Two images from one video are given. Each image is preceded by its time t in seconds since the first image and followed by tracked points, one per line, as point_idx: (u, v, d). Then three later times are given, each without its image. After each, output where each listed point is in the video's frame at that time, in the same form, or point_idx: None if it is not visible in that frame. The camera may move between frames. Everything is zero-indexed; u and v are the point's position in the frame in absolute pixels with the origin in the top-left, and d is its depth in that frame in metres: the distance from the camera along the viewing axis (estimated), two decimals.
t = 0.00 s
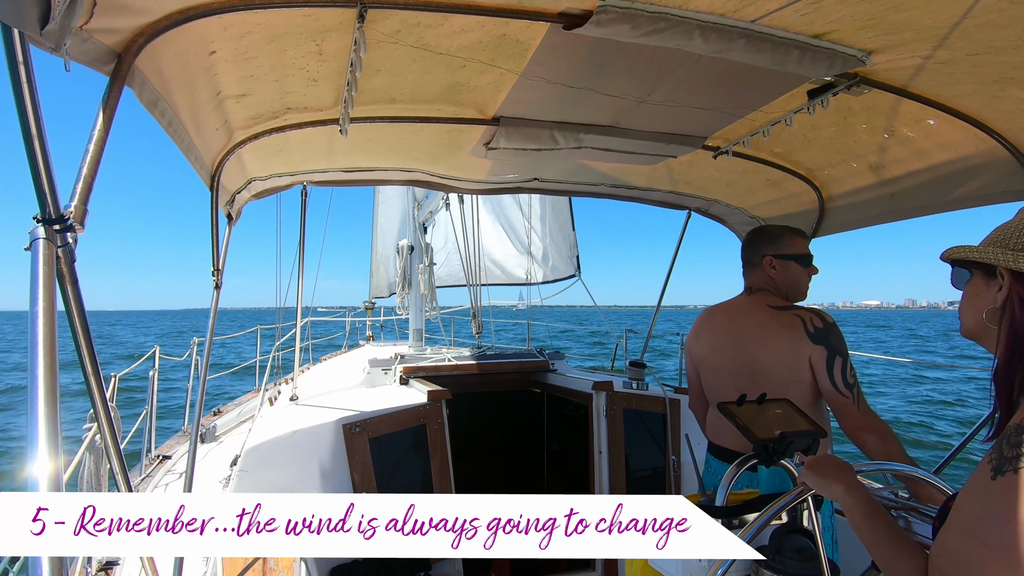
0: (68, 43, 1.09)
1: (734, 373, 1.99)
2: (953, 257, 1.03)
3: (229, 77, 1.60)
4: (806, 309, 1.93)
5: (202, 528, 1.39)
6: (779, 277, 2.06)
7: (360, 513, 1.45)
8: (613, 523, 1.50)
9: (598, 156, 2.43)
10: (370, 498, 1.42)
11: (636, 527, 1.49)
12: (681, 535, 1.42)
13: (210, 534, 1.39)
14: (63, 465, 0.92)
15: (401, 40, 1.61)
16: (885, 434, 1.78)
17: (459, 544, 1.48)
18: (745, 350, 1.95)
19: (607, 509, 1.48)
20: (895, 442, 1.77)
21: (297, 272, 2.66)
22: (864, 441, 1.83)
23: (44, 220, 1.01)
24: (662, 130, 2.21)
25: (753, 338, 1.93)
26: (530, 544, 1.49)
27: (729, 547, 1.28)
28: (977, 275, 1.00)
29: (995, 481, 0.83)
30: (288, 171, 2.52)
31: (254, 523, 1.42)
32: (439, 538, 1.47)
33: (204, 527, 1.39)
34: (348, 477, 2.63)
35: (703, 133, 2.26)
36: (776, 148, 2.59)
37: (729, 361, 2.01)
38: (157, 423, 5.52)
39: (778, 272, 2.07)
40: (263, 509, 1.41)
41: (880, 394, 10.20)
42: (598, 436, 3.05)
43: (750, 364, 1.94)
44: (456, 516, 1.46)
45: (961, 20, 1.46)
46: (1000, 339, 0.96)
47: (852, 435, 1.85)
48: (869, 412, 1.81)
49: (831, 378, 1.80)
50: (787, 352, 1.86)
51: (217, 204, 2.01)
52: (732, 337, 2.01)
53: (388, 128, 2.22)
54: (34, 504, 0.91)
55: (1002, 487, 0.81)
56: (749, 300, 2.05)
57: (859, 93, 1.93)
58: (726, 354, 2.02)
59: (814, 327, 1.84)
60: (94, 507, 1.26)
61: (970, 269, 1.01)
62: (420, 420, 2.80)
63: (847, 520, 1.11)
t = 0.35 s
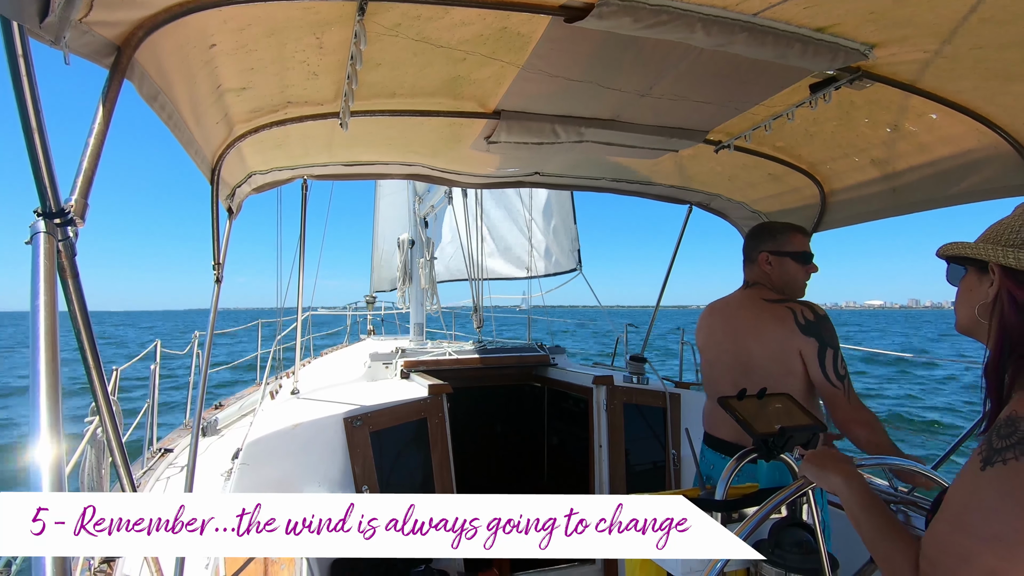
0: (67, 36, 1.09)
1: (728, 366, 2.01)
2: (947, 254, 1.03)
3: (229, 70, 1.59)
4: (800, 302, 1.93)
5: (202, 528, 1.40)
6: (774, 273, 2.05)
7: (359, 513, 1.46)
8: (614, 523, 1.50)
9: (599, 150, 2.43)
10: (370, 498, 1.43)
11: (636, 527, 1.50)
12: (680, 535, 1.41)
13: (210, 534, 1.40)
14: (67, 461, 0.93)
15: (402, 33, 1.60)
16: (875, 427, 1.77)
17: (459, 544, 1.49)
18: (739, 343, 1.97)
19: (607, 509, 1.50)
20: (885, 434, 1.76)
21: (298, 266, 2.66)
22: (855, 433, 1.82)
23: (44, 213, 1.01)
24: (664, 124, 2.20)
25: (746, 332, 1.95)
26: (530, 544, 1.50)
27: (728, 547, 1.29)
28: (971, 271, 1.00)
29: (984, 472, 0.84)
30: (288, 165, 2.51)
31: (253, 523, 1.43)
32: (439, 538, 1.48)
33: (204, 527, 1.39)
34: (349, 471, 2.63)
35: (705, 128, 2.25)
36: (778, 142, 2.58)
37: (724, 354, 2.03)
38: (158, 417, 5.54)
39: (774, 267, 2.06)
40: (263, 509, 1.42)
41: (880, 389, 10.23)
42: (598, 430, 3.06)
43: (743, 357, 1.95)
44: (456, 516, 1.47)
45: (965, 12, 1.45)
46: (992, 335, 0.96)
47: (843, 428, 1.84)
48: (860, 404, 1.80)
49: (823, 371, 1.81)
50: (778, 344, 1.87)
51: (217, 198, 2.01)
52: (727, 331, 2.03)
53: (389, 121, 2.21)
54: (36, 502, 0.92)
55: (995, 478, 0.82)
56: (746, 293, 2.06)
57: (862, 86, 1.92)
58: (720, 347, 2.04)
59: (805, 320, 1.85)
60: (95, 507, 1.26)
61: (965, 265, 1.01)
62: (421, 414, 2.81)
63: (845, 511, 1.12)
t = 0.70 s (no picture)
0: (65, 30, 1.08)
1: (712, 364, 2.03)
2: (932, 252, 1.03)
3: (228, 65, 1.59)
4: (780, 299, 1.96)
5: (202, 528, 1.40)
6: (759, 268, 2.06)
7: (360, 513, 1.46)
8: (614, 523, 1.52)
9: (599, 145, 2.42)
10: (370, 498, 1.43)
11: (636, 527, 1.50)
12: (680, 535, 1.42)
13: (210, 534, 1.41)
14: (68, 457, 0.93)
15: (402, 28, 1.60)
16: (858, 419, 1.79)
17: (459, 544, 1.49)
18: (721, 339, 1.99)
19: (607, 509, 1.50)
20: (870, 427, 1.78)
21: (298, 261, 2.66)
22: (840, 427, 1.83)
23: (44, 208, 1.01)
24: (664, 119, 2.20)
25: (730, 326, 1.96)
26: (531, 544, 1.50)
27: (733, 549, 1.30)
28: (949, 268, 1.01)
29: (964, 473, 0.86)
30: (288, 160, 2.51)
31: (253, 523, 1.44)
32: (440, 538, 1.48)
33: (204, 527, 1.40)
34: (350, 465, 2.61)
35: (706, 123, 2.25)
36: (778, 137, 2.57)
37: (709, 350, 2.04)
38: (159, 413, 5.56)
39: (759, 263, 2.06)
40: (263, 510, 1.43)
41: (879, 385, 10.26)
42: (598, 425, 3.06)
43: (727, 352, 1.97)
44: (456, 516, 1.48)
45: (968, 8, 1.45)
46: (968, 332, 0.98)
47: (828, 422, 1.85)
48: (841, 397, 1.83)
49: (801, 366, 1.82)
50: (757, 341, 1.88)
51: (217, 193, 2.01)
52: (711, 326, 2.05)
53: (389, 117, 2.21)
54: (36, 501, 0.92)
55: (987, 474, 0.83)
56: (729, 291, 2.07)
57: (864, 82, 1.91)
58: (706, 343, 2.06)
59: (781, 316, 1.87)
60: (94, 507, 1.27)
61: (944, 263, 1.03)
62: (421, 410, 2.81)
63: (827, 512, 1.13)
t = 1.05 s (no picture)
0: (63, 27, 1.08)
1: (708, 366, 2.01)
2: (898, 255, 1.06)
3: (227, 62, 1.58)
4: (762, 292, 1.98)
5: (202, 528, 1.41)
6: (742, 268, 2.00)
7: (360, 513, 1.46)
8: (613, 523, 1.52)
9: (600, 144, 2.42)
10: (370, 498, 1.44)
11: (635, 527, 1.50)
12: (680, 536, 1.41)
13: (211, 533, 1.41)
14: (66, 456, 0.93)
15: (401, 25, 1.59)
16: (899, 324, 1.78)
17: (459, 544, 1.49)
18: (712, 340, 1.99)
19: (607, 509, 1.51)
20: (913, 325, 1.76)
21: (297, 260, 2.66)
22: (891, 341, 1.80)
23: (41, 205, 1.01)
24: (663, 118, 2.20)
25: (720, 327, 1.97)
26: (531, 544, 1.50)
27: (732, 549, 1.31)
28: (919, 270, 1.04)
29: (939, 477, 0.86)
30: (287, 158, 2.50)
31: (254, 523, 1.44)
32: (439, 538, 1.49)
33: (204, 527, 1.40)
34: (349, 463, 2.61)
35: (704, 122, 2.25)
36: (777, 136, 2.58)
37: (700, 352, 2.04)
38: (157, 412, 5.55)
39: (742, 263, 2.00)
40: (263, 509, 1.43)
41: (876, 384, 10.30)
42: (597, 424, 3.08)
43: (718, 353, 1.97)
44: (456, 516, 1.48)
45: (965, 7, 1.45)
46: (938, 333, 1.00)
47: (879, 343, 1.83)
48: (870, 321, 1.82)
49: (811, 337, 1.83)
50: (751, 338, 1.91)
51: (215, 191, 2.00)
52: (701, 328, 2.04)
53: (388, 114, 2.20)
54: (37, 502, 0.92)
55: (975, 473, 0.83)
56: (716, 292, 2.05)
57: (862, 82, 1.91)
58: (697, 345, 2.05)
59: (766, 309, 1.90)
60: (95, 507, 1.28)
61: (914, 265, 1.05)
62: (420, 407, 2.81)
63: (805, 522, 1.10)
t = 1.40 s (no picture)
0: (63, 31, 1.08)
1: (706, 371, 2.00)
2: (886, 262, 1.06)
3: (226, 66, 1.58)
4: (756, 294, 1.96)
5: (202, 528, 1.39)
6: (736, 273, 2.03)
7: (360, 513, 1.45)
8: (613, 523, 1.49)
9: (598, 148, 2.43)
10: (370, 498, 1.43)
11: (636, 527, 1.48)
12: (680, 536, 1.42)
13: (210, 534, 1.39)
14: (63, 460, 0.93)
15: (400, 30, 1.60)
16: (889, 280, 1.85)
17: (459, 544, 1.48)
18: (709, 345, 1.98)
19: (607, 508, 1.48)
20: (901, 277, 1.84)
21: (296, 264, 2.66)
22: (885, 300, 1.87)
23: (39, 209, 1.01)
24: (662, 122, 2.20)
25: (718, 333, 1.95)
26: (530, 544, 1.48)
27: (734, 550, 1.33)
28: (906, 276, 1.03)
29: (930, 482, 0.86)
30: (286, 162, 2.51)
31: (253, 523, 1.42)
32: (439, 539, 1.47)
33: (204, 527, 1.39)
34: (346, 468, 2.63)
35: (702, 127, 2.26)
36: (775, 141, 2.59)
37: (698, 358, 2.03)
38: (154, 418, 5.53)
39: (735, 268, 2.04)
40: (263, 509, 1.42)
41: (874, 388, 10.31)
42: (595, 428, 3.07)
43: (716, 358, 1.96)
44: (456, 516, 1.47)
45: (961, 13, 1.46)
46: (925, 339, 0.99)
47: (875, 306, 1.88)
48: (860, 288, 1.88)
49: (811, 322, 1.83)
50: (748, 338, 1.90)
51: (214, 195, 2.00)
52: (699, 334, 2.02)
53: (386, 119, 2.21)
54: (35, 503, 0.92)
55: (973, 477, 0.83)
56: (711, 298, 2.04)
57: (859, 86, 1.92)
58: (695, 351, 2.03)
59: (761, 308, 1.90)
60: (94, 507, 1.28)
61: (900, 271, 1.05)
62: (419, 412, 2.81)
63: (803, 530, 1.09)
